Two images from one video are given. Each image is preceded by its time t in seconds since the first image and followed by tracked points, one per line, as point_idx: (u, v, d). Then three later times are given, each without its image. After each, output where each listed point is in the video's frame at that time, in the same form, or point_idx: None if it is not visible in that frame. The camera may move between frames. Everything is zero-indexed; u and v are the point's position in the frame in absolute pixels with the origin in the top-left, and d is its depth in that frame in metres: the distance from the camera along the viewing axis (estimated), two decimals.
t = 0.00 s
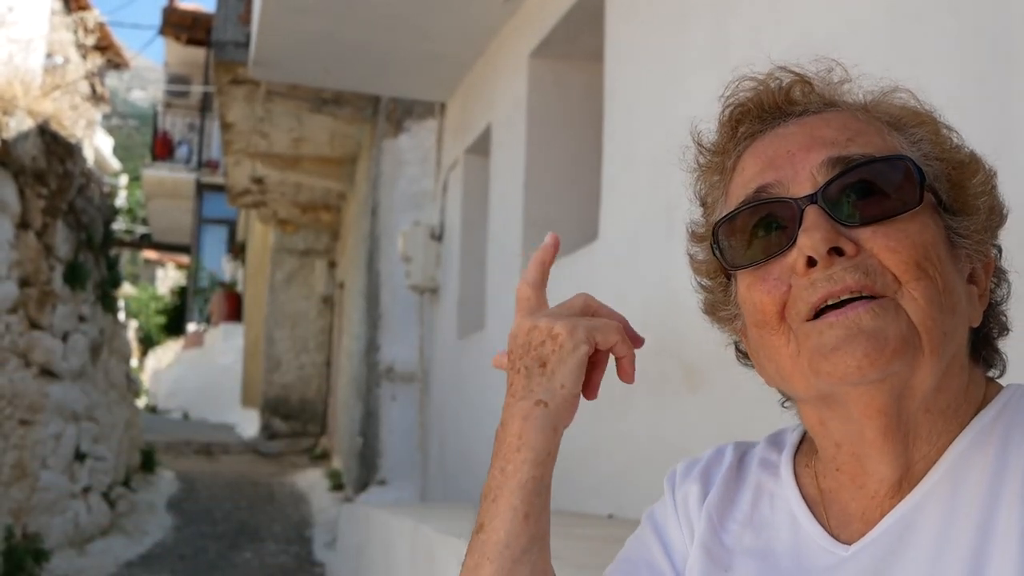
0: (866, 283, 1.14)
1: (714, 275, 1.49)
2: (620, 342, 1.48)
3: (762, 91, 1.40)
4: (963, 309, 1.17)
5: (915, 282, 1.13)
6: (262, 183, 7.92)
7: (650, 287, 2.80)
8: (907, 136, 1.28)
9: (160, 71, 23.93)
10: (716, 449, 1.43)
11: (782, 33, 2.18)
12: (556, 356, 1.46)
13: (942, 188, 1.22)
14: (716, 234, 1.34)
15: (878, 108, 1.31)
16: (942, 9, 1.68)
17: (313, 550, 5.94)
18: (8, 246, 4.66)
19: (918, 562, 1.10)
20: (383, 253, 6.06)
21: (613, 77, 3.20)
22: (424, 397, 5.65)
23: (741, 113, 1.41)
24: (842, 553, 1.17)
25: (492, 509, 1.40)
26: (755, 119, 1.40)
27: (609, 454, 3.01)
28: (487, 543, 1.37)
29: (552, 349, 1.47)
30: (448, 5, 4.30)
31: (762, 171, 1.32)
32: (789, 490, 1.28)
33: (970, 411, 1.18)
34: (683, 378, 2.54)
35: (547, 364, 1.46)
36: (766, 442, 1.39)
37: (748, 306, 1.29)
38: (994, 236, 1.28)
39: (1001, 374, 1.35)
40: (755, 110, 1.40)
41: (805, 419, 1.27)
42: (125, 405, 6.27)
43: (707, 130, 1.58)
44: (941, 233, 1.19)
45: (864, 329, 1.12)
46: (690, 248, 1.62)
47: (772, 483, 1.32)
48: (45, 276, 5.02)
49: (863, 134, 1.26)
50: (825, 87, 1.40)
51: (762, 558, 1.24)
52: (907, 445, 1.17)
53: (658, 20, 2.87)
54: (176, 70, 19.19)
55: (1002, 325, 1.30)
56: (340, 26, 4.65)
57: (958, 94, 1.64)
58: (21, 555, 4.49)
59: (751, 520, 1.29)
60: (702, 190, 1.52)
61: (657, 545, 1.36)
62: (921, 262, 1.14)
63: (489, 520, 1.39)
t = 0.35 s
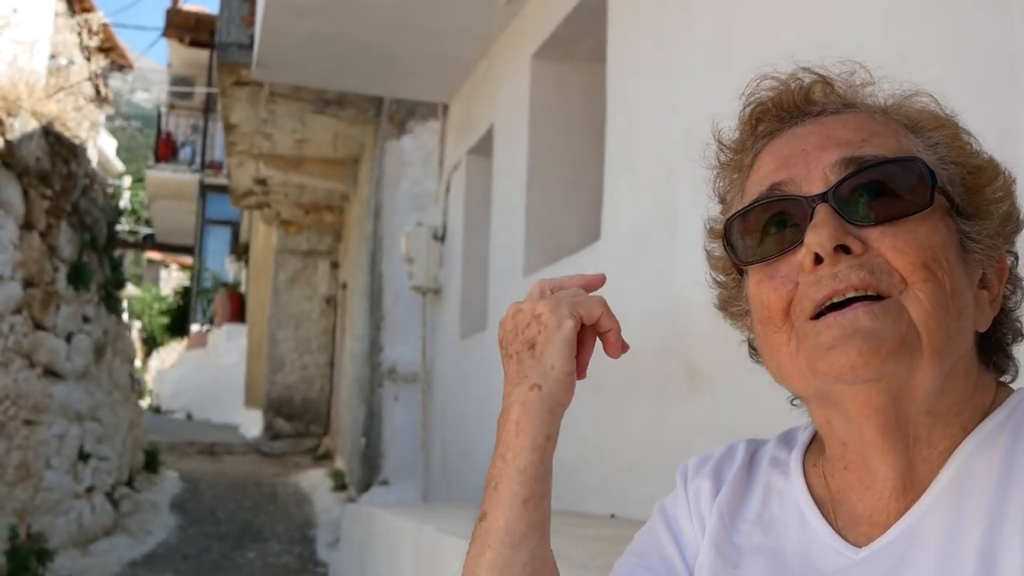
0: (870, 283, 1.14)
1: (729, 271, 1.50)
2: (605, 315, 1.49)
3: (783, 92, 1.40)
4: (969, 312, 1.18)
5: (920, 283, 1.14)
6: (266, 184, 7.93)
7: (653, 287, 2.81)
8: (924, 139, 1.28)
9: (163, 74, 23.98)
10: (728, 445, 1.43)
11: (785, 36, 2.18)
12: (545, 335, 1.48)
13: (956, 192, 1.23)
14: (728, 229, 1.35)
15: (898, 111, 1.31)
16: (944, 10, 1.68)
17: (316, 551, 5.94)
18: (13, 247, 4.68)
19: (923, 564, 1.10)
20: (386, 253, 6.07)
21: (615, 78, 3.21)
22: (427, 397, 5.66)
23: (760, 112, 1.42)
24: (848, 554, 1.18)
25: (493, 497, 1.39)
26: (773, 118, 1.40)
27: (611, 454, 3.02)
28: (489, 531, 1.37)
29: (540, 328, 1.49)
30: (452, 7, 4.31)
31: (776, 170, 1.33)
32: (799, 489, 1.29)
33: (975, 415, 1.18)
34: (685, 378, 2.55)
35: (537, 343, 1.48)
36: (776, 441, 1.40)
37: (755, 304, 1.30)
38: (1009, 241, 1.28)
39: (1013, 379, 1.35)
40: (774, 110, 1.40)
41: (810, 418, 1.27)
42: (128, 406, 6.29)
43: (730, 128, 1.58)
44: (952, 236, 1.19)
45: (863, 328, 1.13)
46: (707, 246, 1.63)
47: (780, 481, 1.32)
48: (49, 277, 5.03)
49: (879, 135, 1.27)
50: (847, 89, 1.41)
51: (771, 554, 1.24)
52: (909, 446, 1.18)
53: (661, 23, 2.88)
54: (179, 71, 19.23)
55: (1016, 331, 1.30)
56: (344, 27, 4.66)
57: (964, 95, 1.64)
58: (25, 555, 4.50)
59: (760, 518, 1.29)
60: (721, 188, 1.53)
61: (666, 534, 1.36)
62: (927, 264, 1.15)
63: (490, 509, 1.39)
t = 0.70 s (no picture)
0: (866, 283, 1.13)
1: (722, 265, 1.49)
2: (599, 314, 1.41)
3: (779, 82, 1.39)
4: (965, 314, 1.17)
5: (917, 283, 1.12)
6: (264, 183, 7.92)
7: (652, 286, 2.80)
8: (923, 134, 1.27)
9: (162, 74, 23.96)
10: (716, 443, 1.42)
11: (785, 34, 2.17)
12: (531, 333, 1.42)
13: (955, 189, 1.22)
14: (721, 223, 1.34)
15: (897, 104, 1.30)
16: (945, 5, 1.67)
17: (314, 551, 5.93)
18: (9, 246, 4.66)
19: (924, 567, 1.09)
20: (385, 252, 6.06)
21: (614, 76, 3.20)
22: (426, 397, 5.65)
23: (756, 103, 1.41)
24: (842, 555, 1.17)
25: (474, 506, 1.39)
26: (770, 110, 1.39)
27: (610, 453, 3.01)
28: (472, 544, 1.36)
29: (526, 326, 1.43)
30: (450, 5, 4.30)
31: (772, 164, 1.32)
32: (792, 489, 1.28)
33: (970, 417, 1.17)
34: (684, 377, 2.54)
35: (523, 341, 1.43)
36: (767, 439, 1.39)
37: (747, 301, 1.29)
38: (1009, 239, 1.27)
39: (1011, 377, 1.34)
40: (771, 102, 1.39)
41: (804, 415, 1.26)
42: (127, 406, 6.27)
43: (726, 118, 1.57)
44: (951, 234, 1.18)
45: (856, 327, 1.12)
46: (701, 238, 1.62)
47: (772, 480, 1.31)
48: (46, 276, 5.01)
49: (877, 130, 1.26)
50: (847, 80, 1.39)
51: (763, 557, 1.23)
52: (903, 446, 1.17)
53: (661, 21, 2.86)
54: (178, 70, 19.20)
55: (1014, 331, 1.29)
56: (342, 26, 4.65)
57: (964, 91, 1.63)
58: (22, 555, 4.49)
59: (753, 520, 1.28)
60: (716, 178, 1.52)
61: (654, 537, 1.35)
62: (925, 263, 1.13)
63: (471, 518, 1.38)
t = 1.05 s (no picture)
0: (846, 274, 1.13)
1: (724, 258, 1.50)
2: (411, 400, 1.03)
3: (783, 80, 1.39)
4: (950, 310, 1.17)
5: (898, 275, 1.12)
6: (262, 183, 7.92)
7: (651, 285, 2.80)
8: (921, 132, 1.26)
9: (161, 73, 23.94)
10: (703, 442, 1.42)
11: (783, 33, 2.17)
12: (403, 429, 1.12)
13: (947, 186, 1.21)
14: (714, 213, 1.35)
15: (898, 103, 1.29)
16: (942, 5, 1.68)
17: (313, 550, 5.93)
18: (7, 245, 4.67)
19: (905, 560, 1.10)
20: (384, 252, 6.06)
21: (613, 75, 3.20)
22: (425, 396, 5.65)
23: (759, 101, 1.41)
24: (826, 550, 1.17)
25: None
26: (772, 107, 1.39)
27: (608, 453, 3.01)
28: None
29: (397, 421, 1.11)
30: (449, 4, 4.30)
31: (766, 157, 1.32)
32: (779, 485, 1.27)
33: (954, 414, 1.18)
34: (682, 376, 2.54)
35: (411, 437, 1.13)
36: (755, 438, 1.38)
37: (738, 290, 1.30)
38: (1003, 240, 1.27)
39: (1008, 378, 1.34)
40: (773, 98, 1.39)
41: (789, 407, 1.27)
42: (125, 405, 6.27)
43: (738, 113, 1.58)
44: (938, 231, 1.18)
45: (833, 316, 1.12)
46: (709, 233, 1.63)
47: (760, 477, 1.31)
48: (44, 275, 5.01)
49: (872, 127, 1.25)
50: (854, 78, 1.38)
51: (750, 555, 1.22)
52: (885, 439, 1.18)
53: (660, 21, 2.86)
54: (176, 69, 19.19)
55: (1008, 332, 1.29)
56: (340, 25, 4.65)
57: (960, 91, 1.63)
58: (21, 554, 4.49)
59: (739, 516, 1.27)
60: (728, 177, 1.53)
61: (640, 539, 1.32)
62: (906, 256, 1.13)
63: None
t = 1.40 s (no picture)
0: (832, 263, 1.15)
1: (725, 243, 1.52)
2: None
3: (803, 68, 1.39)
4: (942, 308, 1.17)
5: (885, 270, 1.14)
6: (260, 183, 7.92)
7: (649, 284, 2.80)
8: (934, 127, 1.25)
9: (158, 74, 23.92)
10: (693, 441, 1.41)
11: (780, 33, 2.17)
12: None
13: (953, 182, 1.21)
14: (716, 194, 1.37)
15: (917, 98, 1.29)
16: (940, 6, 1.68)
17: (310, 550, 5.92)
18: (5, 245, 4.67)
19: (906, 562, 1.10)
20: (382, 251, 6.07)
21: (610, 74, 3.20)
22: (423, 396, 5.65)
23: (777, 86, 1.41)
24: (818, 551, 1.17)
25: None
26: (789, 92, 1.39)
27: (606, 452, 3.01)
28: None
29: None
30: (447, 5, 4.30)
31: (773, 141, 1.34)
32: (773, 487, 1.27)
33: (948, 414, 1.18)
34: (680, 375, 2.55)
35: None
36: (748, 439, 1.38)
37: (733, 275, 1.32)
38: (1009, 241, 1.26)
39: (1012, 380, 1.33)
40: (790, 84, 1.39)
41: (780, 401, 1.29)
42: (122, 405, 6.27)
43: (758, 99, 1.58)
44: (934, 226, 1.18)
45: (815, 309, 1.15)
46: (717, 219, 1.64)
47: (751, 477, 1.31)
48: (42, 276, 5.01)
49: (882, 118, 1.25)
50: (879, 71, 1.37)
51: (741, 555, 1.22)
52: (874, 436, 1.19)
53: (659, 21, 2.85)
54: (174, 69, 19.18)
55: (1013, 335, 1.28)
56: (338, 25, 4.65)
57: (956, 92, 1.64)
58: (18, 554, 4.49)
59: (730, 516, 1.27)
60: (742, 160, 1.54)
61: (636, 546, 1.33)
62: (895, 251, 1.15)
63: None
